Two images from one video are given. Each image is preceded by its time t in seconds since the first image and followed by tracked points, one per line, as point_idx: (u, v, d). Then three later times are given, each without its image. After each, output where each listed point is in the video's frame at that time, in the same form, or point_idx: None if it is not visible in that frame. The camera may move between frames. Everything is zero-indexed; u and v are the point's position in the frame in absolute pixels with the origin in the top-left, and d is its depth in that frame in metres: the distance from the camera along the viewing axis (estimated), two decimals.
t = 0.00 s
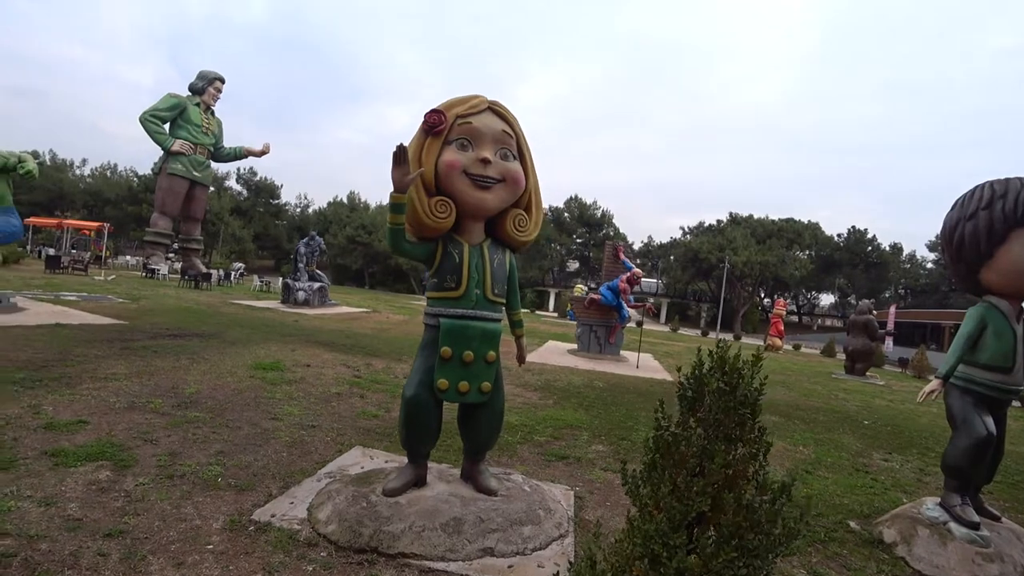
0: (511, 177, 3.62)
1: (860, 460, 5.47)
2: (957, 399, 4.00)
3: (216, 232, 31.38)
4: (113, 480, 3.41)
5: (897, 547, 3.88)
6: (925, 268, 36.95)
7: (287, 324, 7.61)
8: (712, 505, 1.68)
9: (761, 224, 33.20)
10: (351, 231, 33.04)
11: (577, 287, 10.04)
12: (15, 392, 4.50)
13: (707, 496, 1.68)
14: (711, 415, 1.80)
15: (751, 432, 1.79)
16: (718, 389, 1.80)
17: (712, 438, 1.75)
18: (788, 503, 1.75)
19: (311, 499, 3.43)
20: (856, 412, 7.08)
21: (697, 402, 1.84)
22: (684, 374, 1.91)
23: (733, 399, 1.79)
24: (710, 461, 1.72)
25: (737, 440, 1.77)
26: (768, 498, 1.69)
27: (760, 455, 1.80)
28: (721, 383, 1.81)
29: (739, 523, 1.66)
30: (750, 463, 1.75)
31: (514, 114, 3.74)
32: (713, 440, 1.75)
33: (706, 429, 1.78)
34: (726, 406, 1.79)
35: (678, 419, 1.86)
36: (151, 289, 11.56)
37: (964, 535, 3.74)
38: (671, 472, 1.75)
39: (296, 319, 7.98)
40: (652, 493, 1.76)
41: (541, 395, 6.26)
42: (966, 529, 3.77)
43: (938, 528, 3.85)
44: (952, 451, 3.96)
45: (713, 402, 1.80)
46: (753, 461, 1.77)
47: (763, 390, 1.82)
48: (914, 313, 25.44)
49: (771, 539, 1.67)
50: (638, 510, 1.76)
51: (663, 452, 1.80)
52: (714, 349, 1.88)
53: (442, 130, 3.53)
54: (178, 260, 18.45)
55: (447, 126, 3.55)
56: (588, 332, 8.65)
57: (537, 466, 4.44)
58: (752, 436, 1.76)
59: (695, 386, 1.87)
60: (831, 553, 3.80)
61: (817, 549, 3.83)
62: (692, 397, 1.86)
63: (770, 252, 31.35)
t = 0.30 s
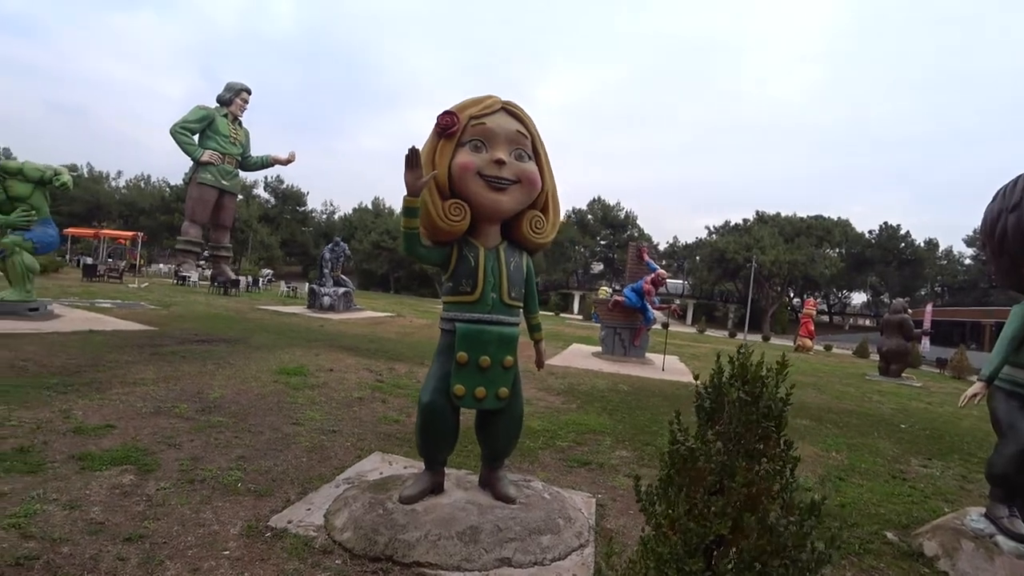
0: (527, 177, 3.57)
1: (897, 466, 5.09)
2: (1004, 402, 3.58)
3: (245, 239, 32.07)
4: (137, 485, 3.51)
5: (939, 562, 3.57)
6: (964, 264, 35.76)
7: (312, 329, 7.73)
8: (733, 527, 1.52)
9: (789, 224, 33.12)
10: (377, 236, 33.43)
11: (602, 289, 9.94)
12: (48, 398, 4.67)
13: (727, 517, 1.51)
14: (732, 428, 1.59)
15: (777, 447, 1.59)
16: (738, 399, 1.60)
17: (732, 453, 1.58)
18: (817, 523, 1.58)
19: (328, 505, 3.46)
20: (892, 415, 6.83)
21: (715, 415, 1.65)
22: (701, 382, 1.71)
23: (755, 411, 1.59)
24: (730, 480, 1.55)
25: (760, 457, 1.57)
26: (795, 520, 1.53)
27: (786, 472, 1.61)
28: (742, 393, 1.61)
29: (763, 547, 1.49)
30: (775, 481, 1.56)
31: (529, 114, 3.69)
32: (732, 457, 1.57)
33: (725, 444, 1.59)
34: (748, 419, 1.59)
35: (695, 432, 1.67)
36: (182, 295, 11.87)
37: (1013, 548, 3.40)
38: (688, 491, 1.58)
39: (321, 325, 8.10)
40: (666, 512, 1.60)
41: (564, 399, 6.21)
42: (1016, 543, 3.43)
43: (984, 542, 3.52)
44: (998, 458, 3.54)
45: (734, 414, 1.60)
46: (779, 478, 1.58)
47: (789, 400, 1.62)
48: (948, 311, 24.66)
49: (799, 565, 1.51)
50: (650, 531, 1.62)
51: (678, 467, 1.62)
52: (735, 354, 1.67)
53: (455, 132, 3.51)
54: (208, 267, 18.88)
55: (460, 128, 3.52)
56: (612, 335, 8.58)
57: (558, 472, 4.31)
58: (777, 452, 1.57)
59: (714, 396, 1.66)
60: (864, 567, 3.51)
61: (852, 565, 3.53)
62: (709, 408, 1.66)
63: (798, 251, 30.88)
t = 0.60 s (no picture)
0: (543, 177, 3.54)
1: (934, 469, 4.83)
2: None
3: (272, 245, 32.61)
4: (164, 486, 3.58)
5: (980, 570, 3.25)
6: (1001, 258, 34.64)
7: (335, 333, 7.81)
8: (754, 538, 1.43)
9: (816, 219, 32.62)
10: (400, 240, 33.68)
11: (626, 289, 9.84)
12: (81, 401, 4.79)
13: (747, 526, 1.42)
14: (753, 432, 1.49)
15: (804, 453, 1.48)
16: (759, 401, 1.50)
17: (754, 458, 1.47)
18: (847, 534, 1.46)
19: (349, 508, 3.48)
20: (928, 415, 6.60)
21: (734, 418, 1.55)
22: (720, 383, 1.62)
23: (778, 414, 1.49)
24: (752, 487, 1.45)
25: (784, 462, 1.47)
26: (821, 530, 1.41)
27: (813, 477, 1.50)
28: (764, 395, 1.50)
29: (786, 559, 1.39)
30: (800, 489, 1.46)
31: (545, 113, 3.67)
32: (755, 462, 1.47)
33: (746, 449, 1.49)
34: (770, 422, 1.48)
35: (714, 435, 1.58)
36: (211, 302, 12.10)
37: None
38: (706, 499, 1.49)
39: (344, 329, 8.18)
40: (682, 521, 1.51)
41: (587, 401, 6.15)
42: None
43: None
44: None
45: (754, 416, 1.50)
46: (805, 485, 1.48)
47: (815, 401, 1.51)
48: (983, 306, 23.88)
49: None
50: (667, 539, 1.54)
51: (696, 473, 1.54)
52: (757, 352, 1.58)
53: (471, 133, 3.50)
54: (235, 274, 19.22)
55: (475, 128, 3.51)
56: (636, 335, 8.50)
57: (582, 474, 4.27)
58: (802, 457, 1.47)
59: (734, 398, 1.57)
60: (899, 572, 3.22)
61: (889, 573, 3.20)
62: (729, 411, 1.57)
63: (826, 247, 30.22)
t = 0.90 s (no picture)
0: (558, 180, 3.54)
1: (965, 480, 4.62)
2: None
3: (297, 248, 33.12)
4: (187, 481, 3.67)
5: None
6: None
7: (356, 335, 7.91)
8: (754, 546, 1.41)
9: (843, 221, 31.89)
10: (423, 243, 33.92)
11: (648, 292, 9.75)
12: (111, 398, 4.94)
13: (747, 535, 1.40)
14: (755, 438, 1.47)
15: (808, 461, 1.46)
16: (762, 408, 1.48)
17: (755, 466, 1.46)
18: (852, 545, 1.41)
19: (364, 507, 3.53)
20: (960, 424, 6.38)
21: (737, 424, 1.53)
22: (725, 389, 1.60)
23: (780, 421, 1.46)
24: (751, 494, 1.43)
25: (788, 470, 1.44)
26: (824, 542, 1.35)
27: (819, 486, 1.47)
28: (768, 402, 1.49)
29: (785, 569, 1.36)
30: (805, 498, 1.42)
31: (560, 116, 3.67)
32: (756, 470, 1.45)
33: (748, 456, 1.47)
34: (772, 429, 1.46)
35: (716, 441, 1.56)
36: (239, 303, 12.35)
37: None
38: (706, 506, 1.49)
39: (365, 330, 8.28)
40: (682, 527, 1.50)
41: (606, 405, 6.12)
42: None
43: None
44: None
45: (756, 423, 1.48)
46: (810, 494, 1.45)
47: (822, 408, 1.47)
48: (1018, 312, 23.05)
49: None
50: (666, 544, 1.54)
51: (697, 479, 1.53)
52: (762, 357, 1.55)
53: (486, 136, 3.51)
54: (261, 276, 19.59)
55: (491, 132, 3.53)
56: (658, 339, 8.47)
57: (598, 479, 4.25)
58: (805, 465, 1.44)
59: (738, 404, 1.55)
60: None
61: None
62: (732, 417, 1.55)
63: (855, 250, 29.54)
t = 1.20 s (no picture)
0: (571, 184, 3.55)
1: (990, 492, 4.45)
2: None
3: (320, 250, 33.57)
4: (206, 475, 3.77)
5: None
6: None
7: (375, 335, 8.01)
8: (739, 549, 1.39)
9: (869, 224, 31.16)
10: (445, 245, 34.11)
11: (669, 296, 9.68)
12: (137, 393, 5.08)
13: (731, 538, 1.39)
14: (744, 442, 1.47)
15: (795, 466, 1.45)
16: (751, 412, 1.48)
17: (740, 468, 1.45)
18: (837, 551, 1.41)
19: (376, 504, 3.58)
20: (988, 435, 6.18)
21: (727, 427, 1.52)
22: (716, 393, 1.59)
23: (768, 426, 1.46)
24: (736, 497, 1.41)
25: (775, 475, 1.43)
26: (809, 547, 1.37)
27: (809, 491, 1.46)
28: (758, 406, 1.48)
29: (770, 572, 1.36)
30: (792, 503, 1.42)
31: (573, 120, 3.68)
32: (742, 472, 1.44)
33: (732, 458, 1.47)
34: (760, 433, 1.45)
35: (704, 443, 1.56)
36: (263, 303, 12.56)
37: None
38: (692, 507, 1.48)
39: (384, 331, 8.38)
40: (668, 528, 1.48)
41: (622, 408, 6.10)
42: None
43: None
44: None
45: (745, 427, 1.48)
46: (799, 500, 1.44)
47: (813, 413, 1.46)
48: None
49: None
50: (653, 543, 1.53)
51: (684, 480, 1.52)
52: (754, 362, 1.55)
53: (499, 141, 3.53)
54: (285, 278, 19.91)
55: (504, 136, 3.55)
56: (677, 343, 8.47)
57: (610, 482, 4.23)
58: (791, 470, 1.44)
59: (728, 408, 1.54)
60: None
61: None
62: (722, 419, 1.54)
63: (882, 253, 28.87)
